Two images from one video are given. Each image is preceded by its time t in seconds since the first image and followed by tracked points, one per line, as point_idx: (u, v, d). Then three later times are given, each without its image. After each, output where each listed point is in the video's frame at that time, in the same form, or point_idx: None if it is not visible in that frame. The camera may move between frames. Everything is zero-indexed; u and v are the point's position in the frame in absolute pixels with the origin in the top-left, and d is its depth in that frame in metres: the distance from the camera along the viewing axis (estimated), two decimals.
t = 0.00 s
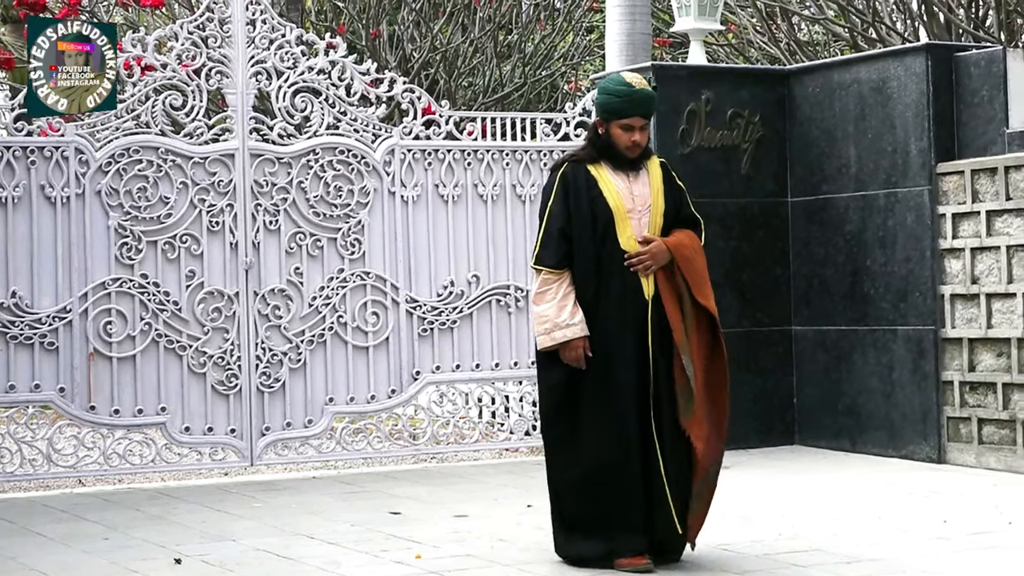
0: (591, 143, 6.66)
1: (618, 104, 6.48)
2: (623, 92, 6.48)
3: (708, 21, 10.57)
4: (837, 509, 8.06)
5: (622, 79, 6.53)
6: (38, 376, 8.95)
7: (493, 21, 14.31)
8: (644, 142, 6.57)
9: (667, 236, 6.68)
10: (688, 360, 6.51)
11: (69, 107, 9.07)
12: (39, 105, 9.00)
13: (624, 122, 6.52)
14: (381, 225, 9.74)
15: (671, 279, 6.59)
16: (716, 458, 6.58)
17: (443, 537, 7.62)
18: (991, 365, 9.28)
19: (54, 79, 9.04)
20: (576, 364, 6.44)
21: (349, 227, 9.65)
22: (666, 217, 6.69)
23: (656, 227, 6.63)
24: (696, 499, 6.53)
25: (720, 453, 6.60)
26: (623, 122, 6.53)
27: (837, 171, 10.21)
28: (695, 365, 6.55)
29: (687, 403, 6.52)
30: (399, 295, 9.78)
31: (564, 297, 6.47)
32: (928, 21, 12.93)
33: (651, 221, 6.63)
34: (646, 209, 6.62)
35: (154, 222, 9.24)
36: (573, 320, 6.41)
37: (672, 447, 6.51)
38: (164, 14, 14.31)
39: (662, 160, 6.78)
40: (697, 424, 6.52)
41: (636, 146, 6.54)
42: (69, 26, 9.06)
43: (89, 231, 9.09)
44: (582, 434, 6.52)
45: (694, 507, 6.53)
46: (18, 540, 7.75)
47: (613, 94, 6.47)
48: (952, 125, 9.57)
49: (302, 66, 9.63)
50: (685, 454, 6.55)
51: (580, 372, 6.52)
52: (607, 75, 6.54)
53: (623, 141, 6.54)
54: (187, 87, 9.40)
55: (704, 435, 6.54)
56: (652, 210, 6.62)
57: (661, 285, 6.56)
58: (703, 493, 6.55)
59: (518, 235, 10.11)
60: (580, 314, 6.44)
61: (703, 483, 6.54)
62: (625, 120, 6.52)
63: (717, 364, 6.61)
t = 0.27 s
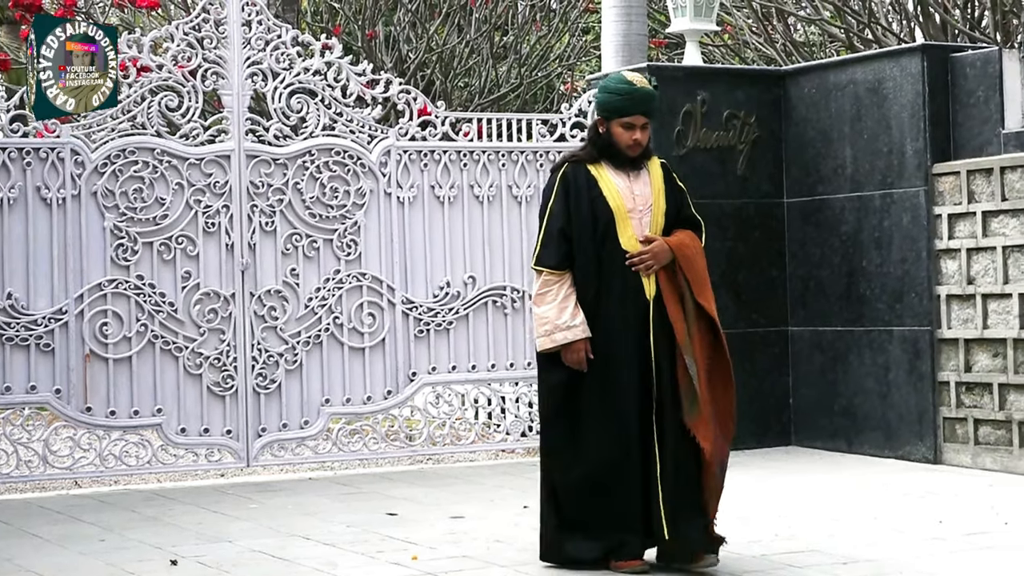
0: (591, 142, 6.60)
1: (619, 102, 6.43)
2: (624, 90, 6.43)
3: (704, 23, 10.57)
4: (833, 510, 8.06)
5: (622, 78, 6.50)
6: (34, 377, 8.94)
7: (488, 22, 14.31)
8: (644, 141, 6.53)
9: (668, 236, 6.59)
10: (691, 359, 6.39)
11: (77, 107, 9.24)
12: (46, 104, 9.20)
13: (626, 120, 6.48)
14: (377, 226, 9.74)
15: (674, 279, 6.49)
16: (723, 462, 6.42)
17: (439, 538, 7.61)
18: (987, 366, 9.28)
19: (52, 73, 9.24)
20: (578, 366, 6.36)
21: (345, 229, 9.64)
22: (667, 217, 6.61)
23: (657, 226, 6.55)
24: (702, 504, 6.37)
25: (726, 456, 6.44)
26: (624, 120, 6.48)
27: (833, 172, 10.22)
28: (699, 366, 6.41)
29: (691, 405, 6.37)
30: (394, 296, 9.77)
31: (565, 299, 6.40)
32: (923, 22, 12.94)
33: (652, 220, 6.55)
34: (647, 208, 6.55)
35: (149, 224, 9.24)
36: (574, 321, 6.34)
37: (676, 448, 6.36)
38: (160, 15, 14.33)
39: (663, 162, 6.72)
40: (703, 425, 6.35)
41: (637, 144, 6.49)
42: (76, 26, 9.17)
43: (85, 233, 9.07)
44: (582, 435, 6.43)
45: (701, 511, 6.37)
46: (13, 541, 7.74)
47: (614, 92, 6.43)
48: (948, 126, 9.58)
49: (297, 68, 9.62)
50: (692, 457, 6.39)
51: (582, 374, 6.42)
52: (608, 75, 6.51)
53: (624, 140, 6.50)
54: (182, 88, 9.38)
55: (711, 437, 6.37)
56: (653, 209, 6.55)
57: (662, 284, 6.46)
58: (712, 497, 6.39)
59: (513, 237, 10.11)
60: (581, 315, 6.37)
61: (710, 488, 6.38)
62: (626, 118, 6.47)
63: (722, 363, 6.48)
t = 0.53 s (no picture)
0: (594, 141, 6.59)
1: (622, 101, 6.41)
2: (626, 89, 6.40)
3: (701, 23, 10.57)
4: (831, 510, 8.06)
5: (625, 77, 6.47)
6: (32, 378, 8.93)
7: (486, 22, 14.31)
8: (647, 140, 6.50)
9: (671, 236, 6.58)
10: (692, 360, 6.38)
11: (82, 106, 9.21)
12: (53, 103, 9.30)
13: (627, 119, 6.45)
14: (375, 227, 9.74)
15: (676, 279, 6.48)
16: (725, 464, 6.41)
17: (437, 538, 7.62)
18: (985, 366, 9.28)
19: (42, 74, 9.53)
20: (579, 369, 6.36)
21: (342, 229, 9.65)
22: (671, 218, 6.60)
23: (661, 227, 6.54)
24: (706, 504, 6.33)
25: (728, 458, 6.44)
26: (626, 119, 6.45)
27: (830, 172, 10.23)
28: (701, 368, 6.41)
29: (693, 406, 6.36)
30: (392, 297, 9.78)
31: (566, 300, 6.40)
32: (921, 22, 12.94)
33: (655, 221, 6.54)
34: (650, 209, 6.54)
35: (147, 224, 9.24)
36: (575, 323, 6.34)
37: (677, 450, 6.33)
38: (158, 16, 14.34)
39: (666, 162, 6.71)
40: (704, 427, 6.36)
41: (638, 144, 6.47)
42: (84, 29, 9.30)
43: (82, 233, 9.07)
44: (582, 436, 6.42)
45: (705, 511, 6.32)
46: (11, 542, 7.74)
47: (616, 92, 6.40)
48: (945, 126, 9.58)
49: (295, 68, 9.62)
50: (695, 458, 6.35)
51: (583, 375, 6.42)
52: (610, 74, 6.46)
53: (626, 139, 6.48)
54: (180, 89, 9.39)
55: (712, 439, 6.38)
56: (656, 210, 6.54)
57: (665, 285, 6.45)
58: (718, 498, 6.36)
59: (511, 237, 10.11)
60: (582, 317, 6.37)
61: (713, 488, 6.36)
62: (628, 117, 6.44)
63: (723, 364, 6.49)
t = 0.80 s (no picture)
0: (600, 142, 6.53)
1: (629, 101, 6.32)
2: (633, 88, 6.32)
3: (697, 22, 10.57)
4: (827, 508, 8.06)
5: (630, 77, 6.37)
6: (27, 378, 8.94)
7: (482, 22, 14.30)
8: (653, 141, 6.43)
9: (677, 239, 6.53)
10: (692, 368, 6.36)
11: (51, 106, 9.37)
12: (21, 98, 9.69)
13: (633, 119, 6.37)
14: (371, 226, 9.74)
15: (680, 283, 6.44)
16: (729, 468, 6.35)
17: (433, 537, 7.62)
18: (981, 364, 9.28)
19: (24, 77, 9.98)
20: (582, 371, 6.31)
21: (339, 229, 9.64)
22: (678, 220, 6.54)
23: (667, 228, 6.48)
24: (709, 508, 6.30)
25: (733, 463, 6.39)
26: (632, 119, 6.38)
27: (826, 171, 10.23)
28: (702, 373, 6.37)
29: (693, 412, 6.33)
30: (388, 296, 9.79)
31: (569, 302, 6.34)
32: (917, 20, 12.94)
33: (661, 222, 6.48)
34: (656, 210, 6.47)
35: (143, 224, 9.23)
36: (577, 325, 6.28)
37: (679, 455, 6.29)
38: (154, 15, 14.34)
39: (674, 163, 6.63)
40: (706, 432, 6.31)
41: (644, 144, 6.40)
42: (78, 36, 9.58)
43: (78, 233, 9.06)
44: (582, 439, 6.40)
45: (708, 516, 6.25)
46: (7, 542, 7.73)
47: (623, 92, 6.31)
48: (941, 125, 9.59)
49: (291, 68, 9.62)
50: (697, 463, 6.31)
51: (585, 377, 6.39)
52: (615, 74, 6.38)
53: (632, 140, 6.41)
54: (175, 88, 9.38)
55: (717, 442, 6.33)
56: (662, 211, 6.48)
57: (669, 289, 6.42)
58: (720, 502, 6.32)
59: (507, 237, 10.11)
60: (585, 319, 6.30)
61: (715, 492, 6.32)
62: (634, 117, 6.36)
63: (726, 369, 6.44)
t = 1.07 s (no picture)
0: (611, 142, 6.45)
1: (640, 101, 6.24)
2: (643, 88, 6.25)
3: (693, 20, 10.57)
4: (823, 506, 8.06)
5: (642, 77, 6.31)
6: (23, 377, 8.93)
7: (478, 20, 14.31)
8: (663, 141, 6.35)
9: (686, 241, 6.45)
10: (697, 373, 6.28)
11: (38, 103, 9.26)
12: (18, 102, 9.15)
13: (643, 119, 6.29)
14: (367, 224, 9.74)
15: (687, 284, 6.37)
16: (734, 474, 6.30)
17: (430, 535, 7.61)
18: (977, 361, 9.28)
19: (27, 77, 9.25)
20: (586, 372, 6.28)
21: (335, 227, 9.63)
22: (686, 222, 6.47)
23: (675, 230, 6.41)
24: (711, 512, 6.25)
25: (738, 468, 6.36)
26: (642, 118, 6.30)
27: (822, 168, 10.23)
28: (707, 378, 6.31)
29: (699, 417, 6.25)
30: (384, 294, 9.78)
31: (574, 303, 6.29)
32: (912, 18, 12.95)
33: (669, 224, 6.40)
34: (665, 212, 6.40)
35: (139, 223, 9.22)
36: (582, 326, 6.25)
37: (683, 459, 6.22)
38: (150, 14, 14.34)
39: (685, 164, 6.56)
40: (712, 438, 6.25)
41: (655, 144, 6.32)
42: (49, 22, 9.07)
43: (74, 232, 9.06)
44: (585, 439, 6.36)
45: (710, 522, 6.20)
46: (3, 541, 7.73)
47: (634, 92, 6.24)
48: (937, 123, 9.59)
49: (287, 66, 9.61)
50: (702, 469, 6.24)
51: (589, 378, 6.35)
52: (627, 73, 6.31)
53: (643, 140, 6.33)
54: (171, 87, 9.37)
55: (722, 447, 6.27)
56: (671, 212, 6.40)
57: (676, 290, 6.34)
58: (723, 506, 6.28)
59: (503, 235, 10.10)
60: (590, 319, 6.28)
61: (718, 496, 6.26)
62: (644, 116, 6.29)
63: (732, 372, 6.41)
